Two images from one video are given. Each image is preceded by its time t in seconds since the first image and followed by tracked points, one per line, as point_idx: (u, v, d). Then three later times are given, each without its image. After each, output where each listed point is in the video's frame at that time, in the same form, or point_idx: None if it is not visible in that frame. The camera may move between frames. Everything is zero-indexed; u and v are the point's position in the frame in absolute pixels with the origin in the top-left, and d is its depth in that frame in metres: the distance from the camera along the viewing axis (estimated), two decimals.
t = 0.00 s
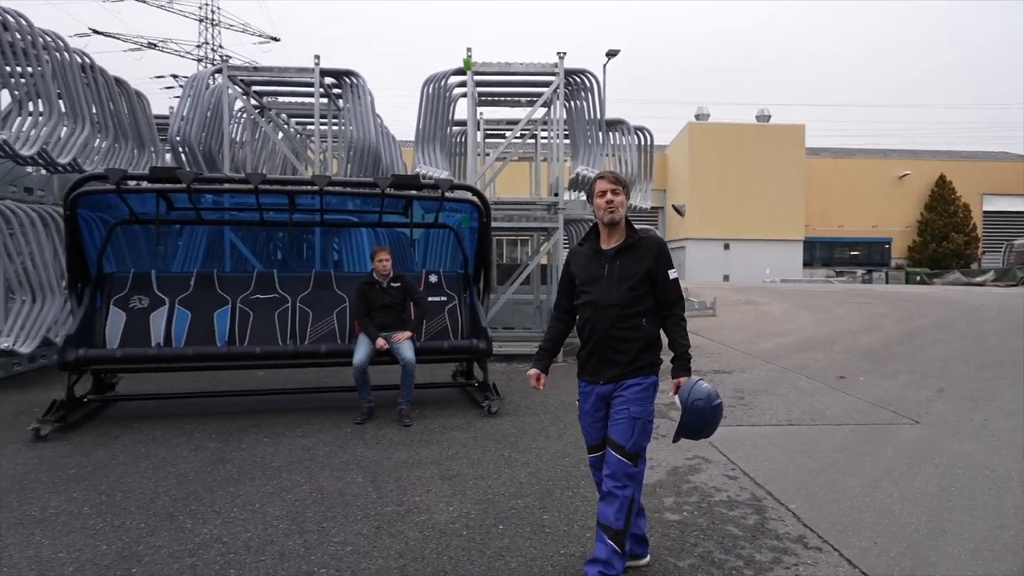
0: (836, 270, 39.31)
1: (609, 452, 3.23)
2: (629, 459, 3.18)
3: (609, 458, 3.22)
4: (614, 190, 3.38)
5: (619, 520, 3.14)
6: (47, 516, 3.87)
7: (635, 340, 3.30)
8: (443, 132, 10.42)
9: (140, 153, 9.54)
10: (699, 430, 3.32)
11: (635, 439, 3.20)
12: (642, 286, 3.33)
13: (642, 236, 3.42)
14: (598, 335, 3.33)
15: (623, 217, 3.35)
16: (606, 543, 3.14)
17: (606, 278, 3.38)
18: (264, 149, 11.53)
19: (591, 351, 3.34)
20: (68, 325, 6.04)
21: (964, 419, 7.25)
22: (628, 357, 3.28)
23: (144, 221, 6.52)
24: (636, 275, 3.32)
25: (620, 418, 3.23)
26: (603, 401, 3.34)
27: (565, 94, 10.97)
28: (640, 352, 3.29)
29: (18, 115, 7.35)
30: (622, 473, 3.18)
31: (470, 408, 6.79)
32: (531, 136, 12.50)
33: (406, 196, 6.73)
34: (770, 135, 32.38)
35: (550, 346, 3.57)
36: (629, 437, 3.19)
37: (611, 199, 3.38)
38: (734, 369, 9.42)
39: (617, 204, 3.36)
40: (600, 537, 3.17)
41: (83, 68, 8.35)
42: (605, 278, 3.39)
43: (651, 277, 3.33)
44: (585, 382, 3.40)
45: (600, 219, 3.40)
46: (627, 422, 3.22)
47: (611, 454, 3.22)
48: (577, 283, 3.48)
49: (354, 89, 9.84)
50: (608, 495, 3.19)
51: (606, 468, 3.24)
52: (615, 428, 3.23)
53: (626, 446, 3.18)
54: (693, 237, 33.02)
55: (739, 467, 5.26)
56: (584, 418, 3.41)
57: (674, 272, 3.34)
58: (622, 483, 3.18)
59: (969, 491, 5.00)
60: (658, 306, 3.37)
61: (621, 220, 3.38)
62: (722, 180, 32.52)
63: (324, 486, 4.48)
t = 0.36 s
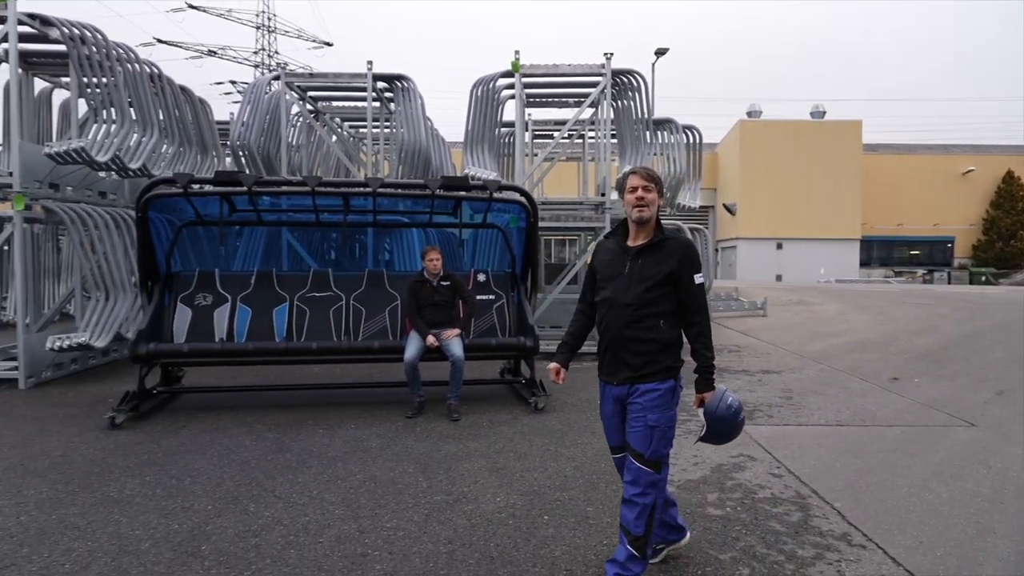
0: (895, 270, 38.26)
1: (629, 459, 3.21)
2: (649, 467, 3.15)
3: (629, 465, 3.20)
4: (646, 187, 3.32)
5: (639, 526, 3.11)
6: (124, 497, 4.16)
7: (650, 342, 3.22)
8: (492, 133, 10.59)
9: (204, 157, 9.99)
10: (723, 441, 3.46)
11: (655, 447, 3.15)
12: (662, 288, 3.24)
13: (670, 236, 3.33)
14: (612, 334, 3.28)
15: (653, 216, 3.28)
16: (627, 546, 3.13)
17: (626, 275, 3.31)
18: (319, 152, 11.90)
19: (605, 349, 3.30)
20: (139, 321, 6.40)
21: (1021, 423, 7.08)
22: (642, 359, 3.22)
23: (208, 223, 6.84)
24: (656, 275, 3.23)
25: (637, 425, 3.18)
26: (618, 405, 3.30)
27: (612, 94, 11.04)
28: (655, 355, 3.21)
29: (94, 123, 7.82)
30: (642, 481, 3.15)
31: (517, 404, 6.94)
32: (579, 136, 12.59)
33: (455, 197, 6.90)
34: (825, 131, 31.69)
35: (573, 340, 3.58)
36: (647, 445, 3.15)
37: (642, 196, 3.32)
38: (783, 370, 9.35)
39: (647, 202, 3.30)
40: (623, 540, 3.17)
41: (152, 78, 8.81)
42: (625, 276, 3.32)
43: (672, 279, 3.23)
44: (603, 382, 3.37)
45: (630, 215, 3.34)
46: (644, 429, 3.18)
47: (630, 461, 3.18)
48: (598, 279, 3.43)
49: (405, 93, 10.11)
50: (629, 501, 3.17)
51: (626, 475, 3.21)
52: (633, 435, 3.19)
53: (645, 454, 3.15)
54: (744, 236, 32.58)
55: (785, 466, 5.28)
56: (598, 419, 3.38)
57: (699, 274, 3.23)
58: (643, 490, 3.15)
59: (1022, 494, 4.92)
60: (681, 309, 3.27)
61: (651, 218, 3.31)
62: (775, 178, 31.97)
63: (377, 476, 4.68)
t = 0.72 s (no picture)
0: (953, 270, 37.16)
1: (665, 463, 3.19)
2: (687, 472, 3.12)
3: (666, 469, 3.18)
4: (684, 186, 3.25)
5: (681, 527, 3.12)
6: (192, 485, 4.40)
7: (684, 345, 3.16)
8: (538, 135, 10.70)
9: (259, 161, 10.36)
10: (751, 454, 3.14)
11: (693, 454, 3.12)
12: (698, 290, 3.17)
13: (708, 236, 3.26)
14: (646, 335, 3.22)
15: (690, 216, 3.21)
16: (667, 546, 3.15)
17: (662, 276, 3.24)
18: (369, 154, 12.18)
19: (639, 351, 3.24)
20: (203, 319, 6.72)
21: None
22: (676, 362, 3.16)
23: (265, 224, 7.12)
24: (693, 277, 3.16)
25: (676, 431, 3.14)
26: (645, 407, 3.22)
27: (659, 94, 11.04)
28: (689, 358, 3.16)
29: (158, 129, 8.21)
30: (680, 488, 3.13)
31: (564, 402, 7.04)
32: (625, 136, 12.60)
33: (503, 199, 7.03)
34: (880, 128, 30.91)
35: (605, 339, 3.54)
36: (687, 452, 3.12)
37: (680, 196, 3.25)
38: (832, 371, 9.25)
39: (685, 202, 3.22)
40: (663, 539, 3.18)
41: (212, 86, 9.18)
42: (661, 277, 3.25)
43: (709, 281, 3.16)
44: (629, 382, 3.29)
45: (666, 214, 3.27)
46: (682, 436, 3.14)
47: (669, 466, 3.17)
48: (632, 279, 3.36)
49: (452, 96, 10.30)
50: (667, 504, 3.16)
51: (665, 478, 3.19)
52: (671, 442, 3.15)
53: (684, 461, 3.12)
54: (794, 236, 32.01)
55: (832, 466, 5.27)
56: (616, 418, 3.28)
57: (736, 276, 3.16)
58: (683, 493, 3.13)
59: None
60: (716, 312, 3.20)
61: (689, 218, 3.24)
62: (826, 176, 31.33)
63: (429, 469, 4.84)
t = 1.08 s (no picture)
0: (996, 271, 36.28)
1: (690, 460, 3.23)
2: (713, 469, 3.19)
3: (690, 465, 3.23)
4: (698, 185, 3.31)
5: (708, 521, 3.20)
6: (243, 474, 4.62)
7: (708, 344, 3.19)
8: (571, 135, 10.79)
9: (299, 163, 10.64)
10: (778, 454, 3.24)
11: (719, 451, 3.18)
12: (719, 289, 3.21)
13: (723, 234, 3.31)
14: (669, 336, 3.24)
15: (705, 213, 3.25)
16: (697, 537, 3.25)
17: (682, 276, 3.27)
18: (405, 156, 12.40)
19: (661, 351, 3.24)
20: (249, 317, 6.97)
21: None
22: (700, 360, 3.17)
23: (308, 225, 7.34)
24: (713, 276, 3.21)
25: (703, 430, 3.18)
26: (668, 405, 3.23)
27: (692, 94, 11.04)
28: (713, 357, 3.19)
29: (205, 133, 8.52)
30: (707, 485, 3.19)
31: (598, 400, 7.14)
32: (658, 135, 12.61)
33: (538, 199, 7.15)
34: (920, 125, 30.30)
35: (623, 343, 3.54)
36: (712, 449, 3.17)
37: (695, 195, 3.30)
38: (868, 371, 9.19)
39: (699, 199, 3.27)
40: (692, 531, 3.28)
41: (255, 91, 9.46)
42: (681, 277, 3.28)
43: (728, 279, 3.21)
44: (651, 380, 3.28)
45: (681, 213, 3.32)
46: (708, 434, 3.19)
47: (694, 463, 3.22)
48: (651, 280, 3.39)
49: (487, 98, 10.46)
50: (694, 499, 3.23)
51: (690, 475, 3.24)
52: (697, 440, 3.19)
53: (711, 458, 3.18)
54: (830, 235, 31.53)
55: (867, 464, 5.30)
56: (638, 416, 3.25)
57: (755, 274, 3.21)
58: (709, 489, 3.20)
59: None
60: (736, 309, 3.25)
61: (704, 216, 3.29)
62: (864, 175, 30.83)
63: (467, 462, 4.99)
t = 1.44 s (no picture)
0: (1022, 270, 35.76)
1: (681, 461, 3.21)
2: (704, 467, 3.18)
3: (682, 465, 3.21)
4: (672, 182, 3.29)
5: (710, 514, 3.21)
6: (270, 466, 4.76)
7: (693, 340, 3.18)
8: (590, 134, 10.86)
9: (321, 163, 10.81)
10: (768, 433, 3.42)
11: (710, 448, 3.15)
12: (702, 284, 3.21)
13: (700, 230, 3.30)
14: (654, 335, 3.21)
15: (682, 210, 3.23)
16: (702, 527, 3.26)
17: (664, 274, 3.25)
18: (425, 156, 12.54)
19: (647, 351, 3.20)
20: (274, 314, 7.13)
21: None
22: (687, 358, 3.15)
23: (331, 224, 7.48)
24: (696, 271, 3.20)
25: (691, 429, 3.15)
26: (656, 406, 3.19)
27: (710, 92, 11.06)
28: (700, 353, 3.17)
29: (231, 134, 8.71)
30: (701, 482, 3.18)
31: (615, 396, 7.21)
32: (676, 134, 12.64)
33: (557, 198, 7.24)
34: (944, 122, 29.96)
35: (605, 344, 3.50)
36: (703, 447, 3.15)
37: (669, 192, 3.29)
38: (888, 369, 9.18)
39: (675, 196, 3.25)
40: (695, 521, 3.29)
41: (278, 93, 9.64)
42: (663, 274, 3.26)
43: (711, 274, 3.22)
44: (636, 383, 3.23)
45: (656, 211, 3.30)
46: (697, 432, 3.16)
47: (687, 462, 3.19)
48: (631, 278, 3.35)
49: (505, 98, 10.57)
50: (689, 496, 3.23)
51: (683, 475, 3.21)
52: (686, 440, 3.16)
53: (702, 456, 3.16)
54: (851, 233, 31.23)
55: (883, 461, 5.34)
56: (628, 421, 3.22)
57: (735, 269, 3.23)
58: (704, 486, 3.18)
59: None
60: (718, 304, 3.26)
61: (680, 213, 3.26)
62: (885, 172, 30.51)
63: (487, 456, 5.10)
